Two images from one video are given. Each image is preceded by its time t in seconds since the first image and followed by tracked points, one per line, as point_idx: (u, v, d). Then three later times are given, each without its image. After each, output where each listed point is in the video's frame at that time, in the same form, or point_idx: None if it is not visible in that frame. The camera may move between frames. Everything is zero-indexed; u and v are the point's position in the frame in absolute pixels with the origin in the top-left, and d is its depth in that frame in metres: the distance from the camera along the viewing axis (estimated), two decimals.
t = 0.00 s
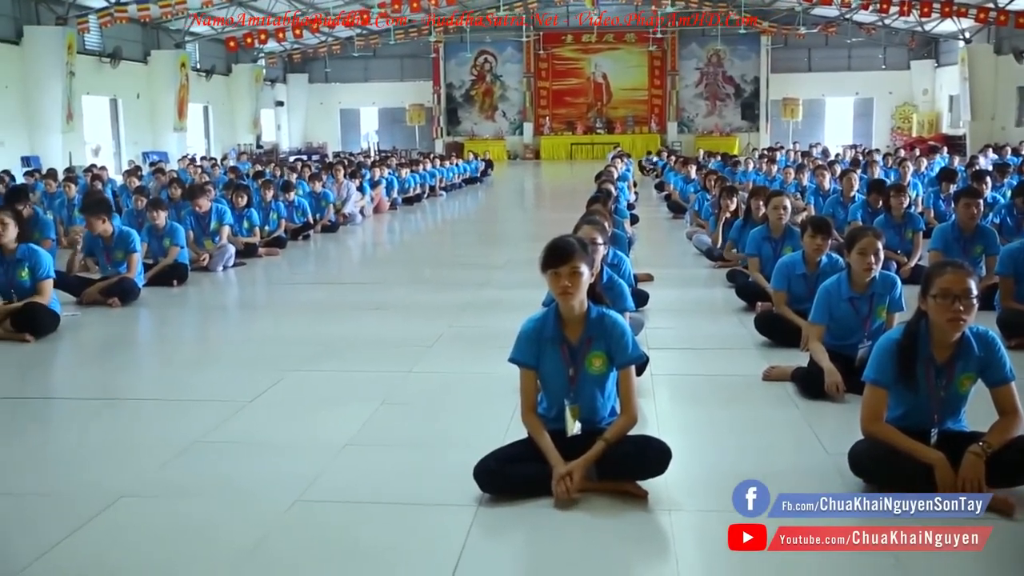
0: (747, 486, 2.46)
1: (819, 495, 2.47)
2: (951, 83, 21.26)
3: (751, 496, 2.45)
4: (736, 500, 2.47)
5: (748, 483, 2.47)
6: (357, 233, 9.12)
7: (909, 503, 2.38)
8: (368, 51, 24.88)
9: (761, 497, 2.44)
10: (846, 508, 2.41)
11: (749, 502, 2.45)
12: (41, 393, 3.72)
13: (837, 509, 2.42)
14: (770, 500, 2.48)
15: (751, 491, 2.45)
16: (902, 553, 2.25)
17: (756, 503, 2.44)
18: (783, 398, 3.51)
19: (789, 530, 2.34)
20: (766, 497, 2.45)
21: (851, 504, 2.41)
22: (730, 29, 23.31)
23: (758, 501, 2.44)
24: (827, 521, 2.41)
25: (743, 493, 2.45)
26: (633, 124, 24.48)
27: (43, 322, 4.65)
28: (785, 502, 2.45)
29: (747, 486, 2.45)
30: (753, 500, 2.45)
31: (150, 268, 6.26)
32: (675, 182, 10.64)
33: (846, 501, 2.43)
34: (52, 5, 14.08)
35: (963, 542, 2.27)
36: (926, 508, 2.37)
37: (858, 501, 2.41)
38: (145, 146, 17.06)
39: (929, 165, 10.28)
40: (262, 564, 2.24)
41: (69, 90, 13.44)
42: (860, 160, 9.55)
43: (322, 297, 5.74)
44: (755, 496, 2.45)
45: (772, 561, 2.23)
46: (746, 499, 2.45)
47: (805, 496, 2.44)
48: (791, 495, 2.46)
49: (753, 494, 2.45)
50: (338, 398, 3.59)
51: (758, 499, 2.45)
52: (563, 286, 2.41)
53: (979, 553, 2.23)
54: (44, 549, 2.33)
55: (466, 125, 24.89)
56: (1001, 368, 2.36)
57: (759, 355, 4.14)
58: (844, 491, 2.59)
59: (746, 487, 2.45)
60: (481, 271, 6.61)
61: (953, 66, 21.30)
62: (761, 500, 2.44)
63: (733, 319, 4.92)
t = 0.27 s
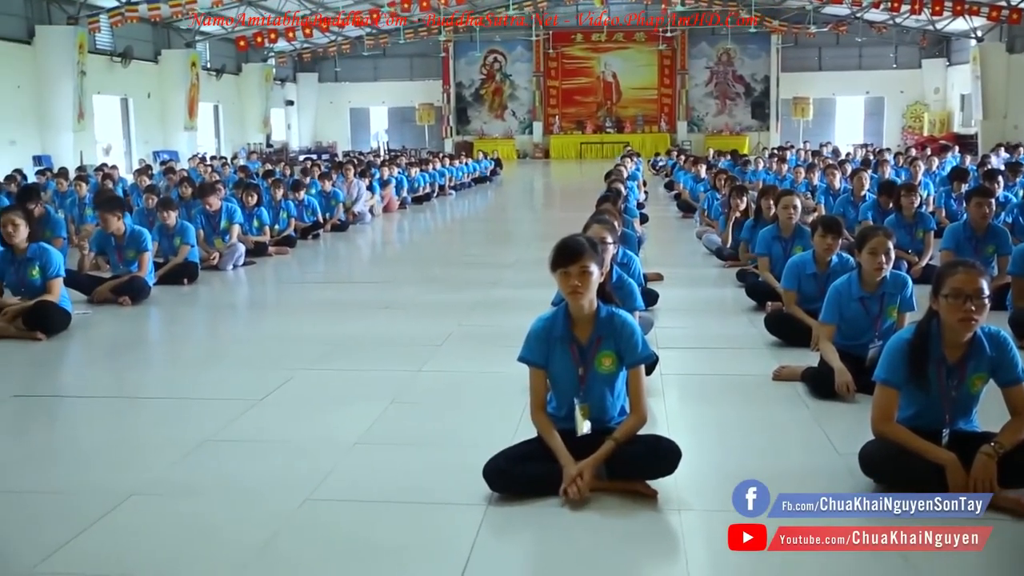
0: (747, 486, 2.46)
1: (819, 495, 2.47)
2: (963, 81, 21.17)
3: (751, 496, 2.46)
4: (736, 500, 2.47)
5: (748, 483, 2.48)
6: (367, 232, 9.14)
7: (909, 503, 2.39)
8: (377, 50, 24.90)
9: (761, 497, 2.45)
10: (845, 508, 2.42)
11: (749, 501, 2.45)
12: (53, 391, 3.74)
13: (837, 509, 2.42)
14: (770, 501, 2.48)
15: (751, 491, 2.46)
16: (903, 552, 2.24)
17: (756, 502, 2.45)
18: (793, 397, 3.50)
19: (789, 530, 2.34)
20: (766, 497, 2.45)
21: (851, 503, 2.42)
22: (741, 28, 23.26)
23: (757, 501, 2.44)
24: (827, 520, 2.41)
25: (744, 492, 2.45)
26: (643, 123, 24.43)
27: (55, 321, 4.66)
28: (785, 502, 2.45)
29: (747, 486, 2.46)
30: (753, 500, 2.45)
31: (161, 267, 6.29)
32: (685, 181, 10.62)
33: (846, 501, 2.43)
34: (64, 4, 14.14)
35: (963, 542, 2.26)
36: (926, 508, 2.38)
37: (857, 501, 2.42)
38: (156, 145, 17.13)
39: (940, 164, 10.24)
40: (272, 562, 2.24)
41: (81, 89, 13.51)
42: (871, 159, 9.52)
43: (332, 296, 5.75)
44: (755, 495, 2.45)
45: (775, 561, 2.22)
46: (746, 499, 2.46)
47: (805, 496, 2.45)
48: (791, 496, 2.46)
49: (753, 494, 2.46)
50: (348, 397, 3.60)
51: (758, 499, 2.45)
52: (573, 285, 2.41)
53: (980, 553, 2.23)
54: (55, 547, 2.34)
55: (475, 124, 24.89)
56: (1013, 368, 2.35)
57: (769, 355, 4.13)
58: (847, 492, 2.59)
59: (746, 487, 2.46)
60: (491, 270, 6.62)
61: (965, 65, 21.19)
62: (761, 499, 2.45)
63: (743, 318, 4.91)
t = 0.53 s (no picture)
0: (747, 486, 2.46)
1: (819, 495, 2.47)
2: (977, 80, 21.06)
3: (751, 496, 2.46)
4: (735, 500, 2.47)
5: (748, 483, 2.48)
6: (379, 232, 9.15)
7: (909, 503, 2.40)
8: (389, 49, 24.93)
9: (761, 497, 2.45)
10: (845, 507, 2.42)
11: (749, 501, 2.45)
12: (66, 389, 3.75)
13: (837, 509, 2.42)
14: (770, 500, 2.48)
15: (751, 491, 2.46)
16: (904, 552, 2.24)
17: (756, 503, 2.44)
18: (804, 397, 3.49)
19: (789, 530, 2.33)
20: (766, 497, 2.45)
21: (851, 503, 2.42)
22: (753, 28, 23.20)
23: (758, 501, 2.44)
24: (827, 520, 2.40)
25: (743, 493, 2.45)
26: (655, 123, 24.40)
27: (69, 319, 4.68)
28: (785, 502, 2.45)
29: (747, 486, 2.46)
30: (753, 499, 2.45)
31: (174, 266, 6.31)
32: (697, 180, 10.61)
33: (846, 501, 2.43)
34: (78, 4, 14.21)
35: (963, 542, 2.25)
36: (926, 508, 2.39)
37: (857, 501, 2.42)
38: (169, 145, 17.22)
39: (954, 164, 10.19)
40: (282, 561, 2.24)
41: (95, 89, 13.58)
42: (884, 159, 9.48)
43: (344, 296, 5.76)
44: (755, 496, 2.45)
45: (777, 561, 2.22)
46: (746, 499, 2.45)
47: (805, 496, 2.44)
48: (791, 496, 2.46)
49: (753, 494, 2.45)
50: (360, 396, 3.60)
51: (758, 499, 2.45)
52: (584, 285, 2.41)
53: (980, 553, 2.22)
54: (68, 545, 2.35)
55: (487, 123, 24.90)
56: None
57: (781, 355, 4.12)
58: (850, 492, 2.58)
59: (745, 487, 2.46)
60: (502, 270, 6.61)
61: (979, 64, 21.07)
62: (761, 499, 2.45)
63: (755, 318, 4.89)
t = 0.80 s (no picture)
0: (747, 486, 2.46)
1: (819, 495, 2.47)
2: (990, 79, 20.94)
3: (751, 496, 2.45)
4: (735, 500, 2.47)
5: (748, 483, 2.48)
6: (389, 231, 9.16)
7: (909, 503, 2.41)
8: (400, 49, 24.93)
9: (761, 496, 2.45)
10: (845, 508, 2.42)
11: (749, 501, 2.45)
12: (78, 387, 3.77)
13: (837, 509, 2.42)
14: (770, 500, 2.48)
15: (751, 491, 2.46)
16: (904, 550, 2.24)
17: (756, 502, 2.45)
18: (815, 398, 3.48)
19: (789, 530, 2.33)
20: (766, 496, 2.46)
21: (851, 503, 2.43)
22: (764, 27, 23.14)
23: (758, 501, 2.44)
24: (828, 520, 2.40)
25: (743, 492, 2.46)
26: (665, 122, 24.37)
27: (81, 318, 4.71)
28: (785, 502, 2.45)
29: (746, 485, 2.46)
30: (753, 499, 2.45)
31: (185, 265, 6.34)
32: (708, 180, 10.59)
33: (846, 501, 2.44)
34: (90, 4, 14.26)
35: (963, 542, 2.25)
36: (926, 508, 2.39)
37: (857, 501, 2.43)
38: (180, 144, 17.29)
39: (966, 163, 10.14)
40: (292, 560, 2.25)
41: (106, 89, 13.64)
42: (896, 158, 9.45)
43: (355, 295, 5.77)
44: (755, 495, 2.45)
45: (778, 561, 2.22)
46: (746, 499, 2.46)
47: (805, 496, 2.45)
48: (791, 495, 2.46)
49: (753, 494, 2.46)
50: (370, 395, 3.61)
51: (757, 499, 2.45)
52: (595, 284, 2.41)
53: (979, 553, 2.22)
54: (80, 542, 2.36)
55: (497, 123, 24.89)
56: None
57: (791, 355, 4.11)
58: (852, 492, 2.58)
59: (745, 487, 2.47)
60: (513, 269, 6.61)
61: (992, 63, 20.95)
62: (761, 499, 2.45)
63: (766, 318, 4.88)
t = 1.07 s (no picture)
0: (747, 486, 2.45)
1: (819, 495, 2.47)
2: (1001, 79, 20.83)
3: (750, 496, 2.45)
4: (735, 500, 2.46)
5: (748, 483, 2.47)
6: (398, 230, 9.18)
7: (909, 503, 2.41)
8: (409, 48, 24.95)
9: (761, 497, 2.44)
10: (845, 507, 2.42)
11: (749, 501, 2.44)
12: (89, 386, 3.79)
13: (836, 509, 2.42)
14: (770, 500, 2.48)
15: (751, 491, 2.45)
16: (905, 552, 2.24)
17: (756, 502, 2.44)
18: (825, 398, 3.47)
19: (789, 530, 2.33)
20: (766, 498, 2.45)
21: (851, 503, 2.42)
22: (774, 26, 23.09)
23: (758, 501, 2.44)
24: (828, 520, 2.40)
25: (743, 492, 2.45)
26: (674, 122, 24.35)
27: (92, 317, 4.74)
28: (785, 502, 2.45)
29: (747, 485, 2.45)
30: (753, 500, 2.44)
31: (195, 264, 6.36)
32: (717, 179, 10.58)
33: (846, 501, 2.43)
34: (101, 5, 14.33)
35: (963, 542, 2.25)
36: (926, 508, 2.39)
37: (858, 501, 2.42)
38: (190, 143, 17.37)
39: (977, 163, 10.10)
40: (303, 558, 2.26)
41: (117, 88, 13.72)
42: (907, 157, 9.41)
43: (364, 294, 5.77)
44: (755, 495, 2.44)
45: (778, 562, 2.22)
46: (746, 499, 2.45)
47: (805, 496, 2.44)
48: (791, 496, 2.46)
49: (753, 494, 2.45)
50: (379, 394, 3.61)
51: (758, 499, 2.44)
52: (604, 284, 2.41)
53: (980, 553, 2.21)
54: (92, 540, 2.38)
55: (506, 122, 24.92)
56: None
57: (801, 355, 4.10)
58: (855, 492, 2.58)
59: (746, 487, 2.46)
60: (521, 269, 6.61)
61: (1003, 62, 20.83)
62: (761, 500, 2.44)
63: (776, 318, 4.87)
